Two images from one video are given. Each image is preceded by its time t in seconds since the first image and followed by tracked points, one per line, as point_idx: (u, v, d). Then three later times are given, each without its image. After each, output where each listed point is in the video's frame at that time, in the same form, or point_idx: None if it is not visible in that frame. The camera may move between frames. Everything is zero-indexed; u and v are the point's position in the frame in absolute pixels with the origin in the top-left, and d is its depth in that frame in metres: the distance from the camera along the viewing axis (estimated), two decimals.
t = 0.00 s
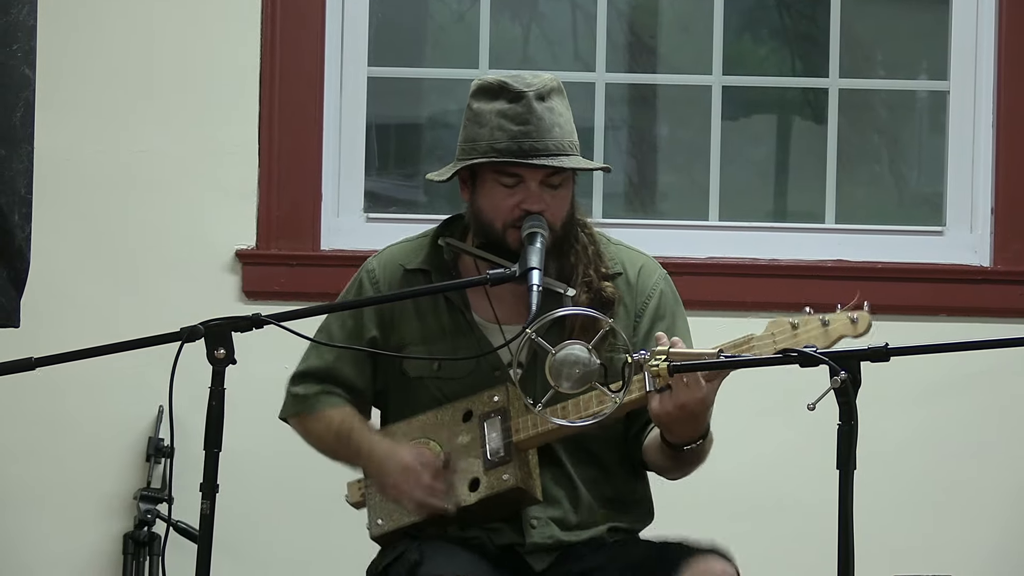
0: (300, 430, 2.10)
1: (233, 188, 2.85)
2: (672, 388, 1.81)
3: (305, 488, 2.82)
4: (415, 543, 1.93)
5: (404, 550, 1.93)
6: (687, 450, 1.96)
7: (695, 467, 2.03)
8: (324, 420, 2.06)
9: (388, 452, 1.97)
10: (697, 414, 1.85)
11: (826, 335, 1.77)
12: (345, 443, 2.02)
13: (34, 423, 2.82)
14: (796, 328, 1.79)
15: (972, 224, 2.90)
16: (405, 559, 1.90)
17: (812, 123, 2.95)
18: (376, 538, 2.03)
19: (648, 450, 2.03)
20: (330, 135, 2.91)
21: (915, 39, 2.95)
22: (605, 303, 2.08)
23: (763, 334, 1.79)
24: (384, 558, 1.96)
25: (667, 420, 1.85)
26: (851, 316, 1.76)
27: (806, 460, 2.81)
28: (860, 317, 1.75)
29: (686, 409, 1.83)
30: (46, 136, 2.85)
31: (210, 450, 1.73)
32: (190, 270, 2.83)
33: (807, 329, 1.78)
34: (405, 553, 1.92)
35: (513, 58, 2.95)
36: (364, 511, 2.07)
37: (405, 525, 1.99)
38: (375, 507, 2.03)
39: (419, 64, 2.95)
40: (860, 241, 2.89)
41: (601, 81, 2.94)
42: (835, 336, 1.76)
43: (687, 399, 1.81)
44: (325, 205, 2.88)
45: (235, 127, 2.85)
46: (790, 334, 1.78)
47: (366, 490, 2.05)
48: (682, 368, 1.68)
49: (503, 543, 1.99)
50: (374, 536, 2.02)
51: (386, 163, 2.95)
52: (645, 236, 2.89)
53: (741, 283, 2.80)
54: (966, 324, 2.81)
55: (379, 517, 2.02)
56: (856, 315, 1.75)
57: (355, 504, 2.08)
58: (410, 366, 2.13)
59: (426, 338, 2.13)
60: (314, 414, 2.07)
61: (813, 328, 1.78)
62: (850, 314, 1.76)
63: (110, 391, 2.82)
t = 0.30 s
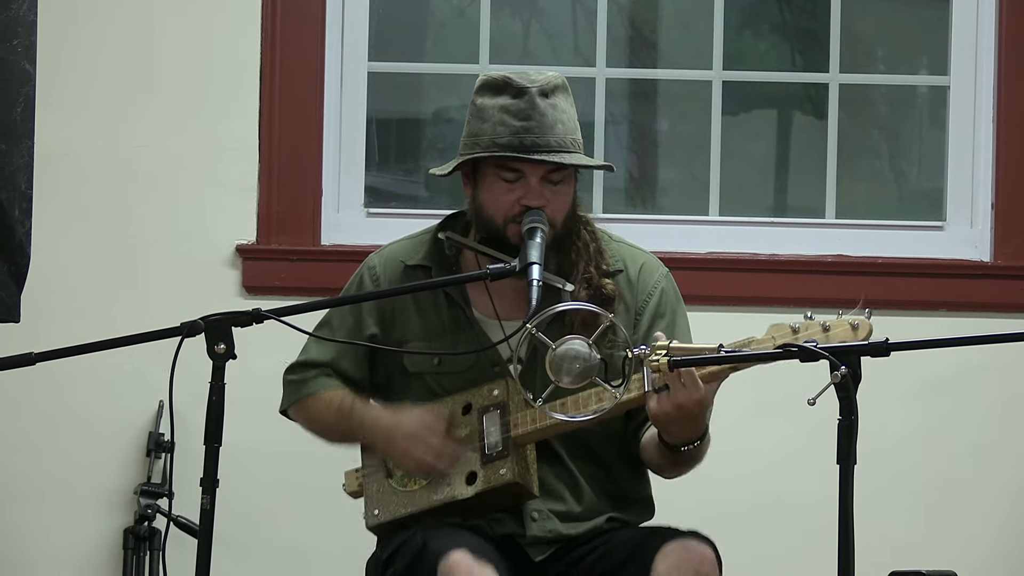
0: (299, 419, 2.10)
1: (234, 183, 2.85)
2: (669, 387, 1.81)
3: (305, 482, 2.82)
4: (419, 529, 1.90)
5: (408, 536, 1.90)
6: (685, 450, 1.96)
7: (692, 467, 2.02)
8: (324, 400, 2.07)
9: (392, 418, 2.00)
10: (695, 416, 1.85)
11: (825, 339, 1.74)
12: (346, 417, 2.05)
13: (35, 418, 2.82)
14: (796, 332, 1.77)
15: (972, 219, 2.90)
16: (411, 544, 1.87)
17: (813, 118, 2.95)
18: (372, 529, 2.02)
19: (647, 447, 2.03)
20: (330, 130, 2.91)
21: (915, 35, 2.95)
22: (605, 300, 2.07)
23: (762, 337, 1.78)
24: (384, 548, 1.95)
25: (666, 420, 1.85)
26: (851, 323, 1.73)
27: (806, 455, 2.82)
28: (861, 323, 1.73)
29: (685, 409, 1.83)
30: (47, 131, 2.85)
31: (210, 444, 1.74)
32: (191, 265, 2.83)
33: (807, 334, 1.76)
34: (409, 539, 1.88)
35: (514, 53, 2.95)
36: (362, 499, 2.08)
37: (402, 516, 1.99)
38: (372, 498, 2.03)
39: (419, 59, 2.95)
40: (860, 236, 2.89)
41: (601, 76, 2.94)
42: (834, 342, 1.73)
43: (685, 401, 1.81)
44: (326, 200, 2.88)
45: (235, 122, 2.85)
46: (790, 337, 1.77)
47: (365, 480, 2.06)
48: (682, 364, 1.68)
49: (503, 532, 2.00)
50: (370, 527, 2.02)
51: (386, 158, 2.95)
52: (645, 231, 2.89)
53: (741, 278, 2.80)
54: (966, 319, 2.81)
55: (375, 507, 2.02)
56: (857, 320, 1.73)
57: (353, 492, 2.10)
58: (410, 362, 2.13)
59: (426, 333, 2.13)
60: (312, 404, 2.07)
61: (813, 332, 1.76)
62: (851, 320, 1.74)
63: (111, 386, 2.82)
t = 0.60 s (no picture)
0: (301, 412, 2.09)
1: (234, 176, 2.85)
2: (678, 390, 1.81)
3: (306, 474, 2.82)
4: (421, 525, 1.90)
5: (410, 531, 1.90)
6: (690, 450, 1.97)
7: (691, 463, 2.03)
8: (329, 390, 2.06)
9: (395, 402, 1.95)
10: (701, 420, 1.86)
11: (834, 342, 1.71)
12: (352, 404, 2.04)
13: (36, 409, 2.82)
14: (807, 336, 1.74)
15: (972, 211, 2.90)
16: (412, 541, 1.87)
17: (813, 110, 2.95)
18: (375, 522, 2.02)
19: (646, 441, 2.04)
20: (331, 122, 2.91)
21: (916, 27, 2.95)
22: (607, 293, 2.08)
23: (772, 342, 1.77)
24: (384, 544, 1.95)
25: (672, 423, 1.86)
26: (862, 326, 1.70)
27: (806, 447, 2.82)
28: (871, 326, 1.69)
29: (693, 414, 1.83)
30: (47, 123, 2.85)
31: (211, 436, 1.74)
32: (191, 257, 2.83)
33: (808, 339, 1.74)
34: (411, 535, 1.88)
35: (514, 45, 2.95)
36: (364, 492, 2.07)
37: (405, 510, 1.98)
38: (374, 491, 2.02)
39: (420, 51, 2.95)
40: (861, 229, 2.89)
41: (602, 68, 2.94)
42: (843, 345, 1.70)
43: (694, 406, 1.81)
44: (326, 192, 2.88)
45: (236, 114, 2.85)
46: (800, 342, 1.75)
47: (366, 471, 2.05)
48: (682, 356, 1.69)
49: (504, 524, 2.00)
50: (373, 520, 2.02)
51: (387, 151, 2.95)
52: (646, 223, 2.89)
53: (741, 270, 2.80)
54: (966, 311, 2.81)
55: (378, 501, 2.01)
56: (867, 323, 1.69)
57: (354, 485, 2.08)
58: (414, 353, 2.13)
59: (430, 324, 2.13)
60: (315, 394, 2.07)
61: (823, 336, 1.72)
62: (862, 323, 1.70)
63: (112, 378, 2.82)
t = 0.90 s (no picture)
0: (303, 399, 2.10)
1: (234, 166, 2.84)
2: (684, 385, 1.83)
3: (306, 464, 2.83)
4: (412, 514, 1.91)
5: (401, 520, 1.92)
6: (693, 446, 1.97)
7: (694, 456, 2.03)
8: (329, 375, 2.06)
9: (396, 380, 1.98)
10: (706, 416, 1.87)
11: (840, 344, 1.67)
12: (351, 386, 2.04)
13: (36, 399, 2.82)
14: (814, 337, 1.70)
15: (973, 201, 2.90)
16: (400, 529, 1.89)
17: (814, 100, 2.95)
18: (375, 508, 2.02)
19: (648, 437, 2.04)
20: (331, 112, 2.90)
21: (916, 17, 2.95)
22: (610, 286, 2.09)
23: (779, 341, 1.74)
24: (381, 531, 1.94)
25: (677, 418, 1.88)
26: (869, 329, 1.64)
27: (805, 436, 2.83)
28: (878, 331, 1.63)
29: (697, 410, 1.85)
30: (46, 113, 2.84)
31: (211, 426, 1.74)
32: (192, 247, 2.83)
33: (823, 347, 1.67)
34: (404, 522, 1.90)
35: (514, 35, 2.94)
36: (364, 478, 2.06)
37: (406, 497, 1.98)
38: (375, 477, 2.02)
39: (420, 40, 2.94)
40: (861, 219, 2.89)
41: (602, 58, 2.94)
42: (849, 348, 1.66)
43: (698, 401, 1.83)
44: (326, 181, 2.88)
45: (235, 104, 2.85)
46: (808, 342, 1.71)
47: (367, 457, 2.04)
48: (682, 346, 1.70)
49: (510, 511, 2.01)
50: (372, 506, 2.02)
51: (387, 141, 2.95)
52: (646, 213, 2.89)
53: (741, 260, 2.80)
54: (966, 301, 2.81)
55: (379, 487, 2.01)
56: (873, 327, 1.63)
57: (355, 471, 2.08)
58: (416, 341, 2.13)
59: (432, 314, 2.13)
60: (316, 380, 2.08)
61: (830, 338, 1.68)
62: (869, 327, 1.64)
63: (112, 368, 2.82)
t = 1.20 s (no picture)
0: (303, 401, 2.10)
1: (234, 165, 2.84)
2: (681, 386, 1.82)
3: (307, 463, 2.83)
4: (424, 525, 1.90)
5: (412, 531, 1.90)
6: (689, 447, 1.97)
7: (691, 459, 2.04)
8: (328, 379, 2.06)
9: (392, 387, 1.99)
10: (704, 416, 1.86)
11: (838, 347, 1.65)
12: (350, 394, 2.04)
13: (37, 399, 2.82)
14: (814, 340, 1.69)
15: (973, 200, 2.90)
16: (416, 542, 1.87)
17: (814, 99, 2.95)
18: (374, 507, 2.02)
19: (646, 436, 2.04)
20: (331, 112, 2.90)
21: (917, 16, 2.95)
22: (607, 283, 2.09)
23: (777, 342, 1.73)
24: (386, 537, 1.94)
25: (675, 418, 1.87)
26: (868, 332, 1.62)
27: (806, 436, 2.83)
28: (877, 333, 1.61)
29: (694, 411, 1.84)
30: (47, 112, 2.85)
31: (211, 425, 1.74)
32: (192, 246, 2.83)
33: (824, 347, 1.67)
34: (416, 534, 1.89)
35: (515, 34, 2.94)
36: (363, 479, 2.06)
37: (405, 497, 1.98)
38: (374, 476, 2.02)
39: (420, 39, 2.94)
40: (861, 218, 2.89)
41: (602, 57, 2.94)
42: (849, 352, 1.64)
43: (696, 402, 1.82)
44: (326, 181, 2.88)
45: (236, 104, 2.85)
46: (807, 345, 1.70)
47: (366, 457, 2.04)
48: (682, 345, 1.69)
49: (504, 515, 2.01)
50: (372, 506, 2.01)
51: (387, 140, 2.95)
52: (646, 212, 2.89)
53: (741, 259, 2.80)
54: (967, 301, 2.81)
55: (378, 487, 2.01)
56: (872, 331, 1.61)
57: (354, 472, 2.08)
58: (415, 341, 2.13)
59: (431, 313, 2.13)
60: (315, 381, 2.07)
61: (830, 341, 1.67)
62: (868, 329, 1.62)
63: (112, 367, 2.82)
